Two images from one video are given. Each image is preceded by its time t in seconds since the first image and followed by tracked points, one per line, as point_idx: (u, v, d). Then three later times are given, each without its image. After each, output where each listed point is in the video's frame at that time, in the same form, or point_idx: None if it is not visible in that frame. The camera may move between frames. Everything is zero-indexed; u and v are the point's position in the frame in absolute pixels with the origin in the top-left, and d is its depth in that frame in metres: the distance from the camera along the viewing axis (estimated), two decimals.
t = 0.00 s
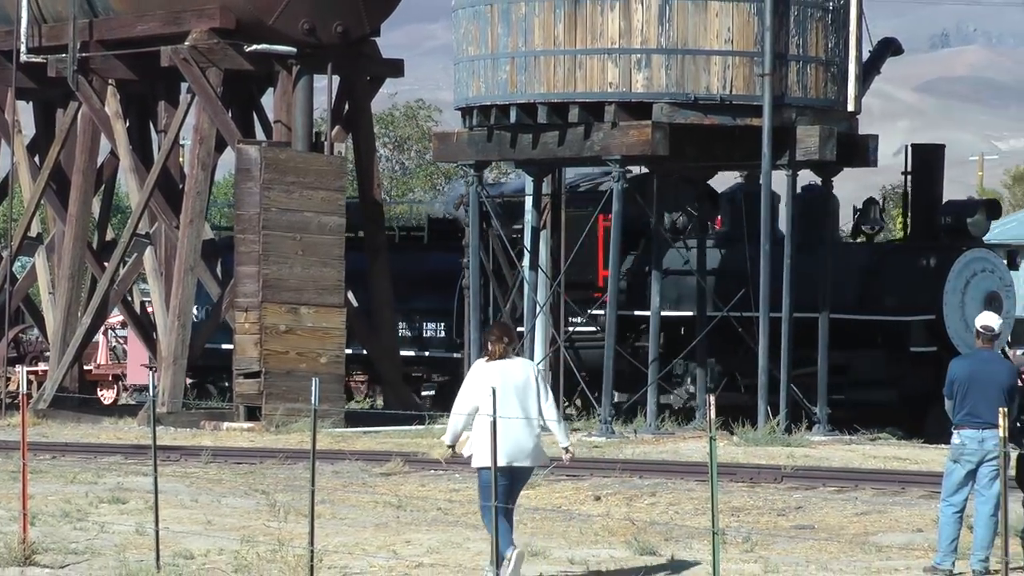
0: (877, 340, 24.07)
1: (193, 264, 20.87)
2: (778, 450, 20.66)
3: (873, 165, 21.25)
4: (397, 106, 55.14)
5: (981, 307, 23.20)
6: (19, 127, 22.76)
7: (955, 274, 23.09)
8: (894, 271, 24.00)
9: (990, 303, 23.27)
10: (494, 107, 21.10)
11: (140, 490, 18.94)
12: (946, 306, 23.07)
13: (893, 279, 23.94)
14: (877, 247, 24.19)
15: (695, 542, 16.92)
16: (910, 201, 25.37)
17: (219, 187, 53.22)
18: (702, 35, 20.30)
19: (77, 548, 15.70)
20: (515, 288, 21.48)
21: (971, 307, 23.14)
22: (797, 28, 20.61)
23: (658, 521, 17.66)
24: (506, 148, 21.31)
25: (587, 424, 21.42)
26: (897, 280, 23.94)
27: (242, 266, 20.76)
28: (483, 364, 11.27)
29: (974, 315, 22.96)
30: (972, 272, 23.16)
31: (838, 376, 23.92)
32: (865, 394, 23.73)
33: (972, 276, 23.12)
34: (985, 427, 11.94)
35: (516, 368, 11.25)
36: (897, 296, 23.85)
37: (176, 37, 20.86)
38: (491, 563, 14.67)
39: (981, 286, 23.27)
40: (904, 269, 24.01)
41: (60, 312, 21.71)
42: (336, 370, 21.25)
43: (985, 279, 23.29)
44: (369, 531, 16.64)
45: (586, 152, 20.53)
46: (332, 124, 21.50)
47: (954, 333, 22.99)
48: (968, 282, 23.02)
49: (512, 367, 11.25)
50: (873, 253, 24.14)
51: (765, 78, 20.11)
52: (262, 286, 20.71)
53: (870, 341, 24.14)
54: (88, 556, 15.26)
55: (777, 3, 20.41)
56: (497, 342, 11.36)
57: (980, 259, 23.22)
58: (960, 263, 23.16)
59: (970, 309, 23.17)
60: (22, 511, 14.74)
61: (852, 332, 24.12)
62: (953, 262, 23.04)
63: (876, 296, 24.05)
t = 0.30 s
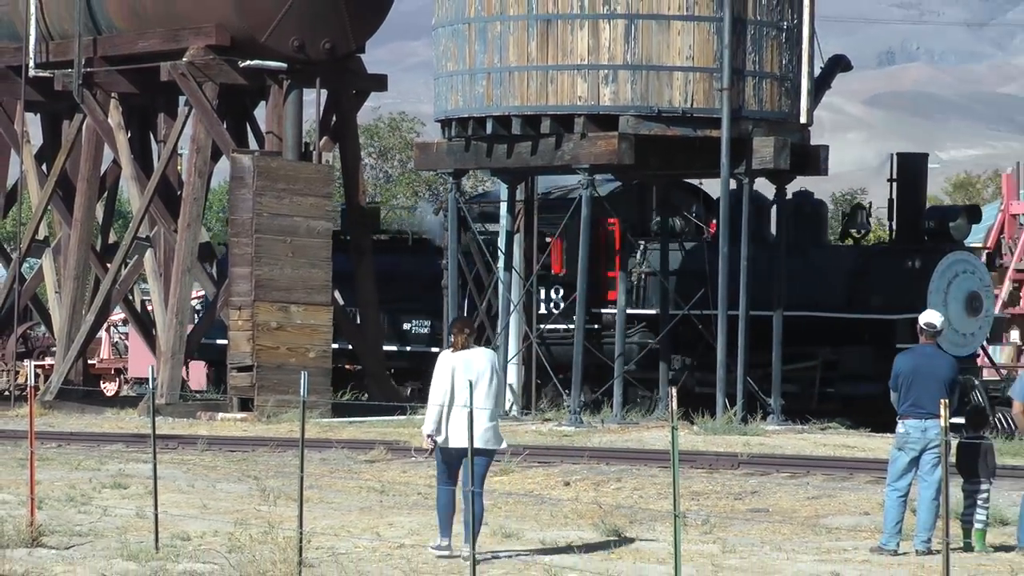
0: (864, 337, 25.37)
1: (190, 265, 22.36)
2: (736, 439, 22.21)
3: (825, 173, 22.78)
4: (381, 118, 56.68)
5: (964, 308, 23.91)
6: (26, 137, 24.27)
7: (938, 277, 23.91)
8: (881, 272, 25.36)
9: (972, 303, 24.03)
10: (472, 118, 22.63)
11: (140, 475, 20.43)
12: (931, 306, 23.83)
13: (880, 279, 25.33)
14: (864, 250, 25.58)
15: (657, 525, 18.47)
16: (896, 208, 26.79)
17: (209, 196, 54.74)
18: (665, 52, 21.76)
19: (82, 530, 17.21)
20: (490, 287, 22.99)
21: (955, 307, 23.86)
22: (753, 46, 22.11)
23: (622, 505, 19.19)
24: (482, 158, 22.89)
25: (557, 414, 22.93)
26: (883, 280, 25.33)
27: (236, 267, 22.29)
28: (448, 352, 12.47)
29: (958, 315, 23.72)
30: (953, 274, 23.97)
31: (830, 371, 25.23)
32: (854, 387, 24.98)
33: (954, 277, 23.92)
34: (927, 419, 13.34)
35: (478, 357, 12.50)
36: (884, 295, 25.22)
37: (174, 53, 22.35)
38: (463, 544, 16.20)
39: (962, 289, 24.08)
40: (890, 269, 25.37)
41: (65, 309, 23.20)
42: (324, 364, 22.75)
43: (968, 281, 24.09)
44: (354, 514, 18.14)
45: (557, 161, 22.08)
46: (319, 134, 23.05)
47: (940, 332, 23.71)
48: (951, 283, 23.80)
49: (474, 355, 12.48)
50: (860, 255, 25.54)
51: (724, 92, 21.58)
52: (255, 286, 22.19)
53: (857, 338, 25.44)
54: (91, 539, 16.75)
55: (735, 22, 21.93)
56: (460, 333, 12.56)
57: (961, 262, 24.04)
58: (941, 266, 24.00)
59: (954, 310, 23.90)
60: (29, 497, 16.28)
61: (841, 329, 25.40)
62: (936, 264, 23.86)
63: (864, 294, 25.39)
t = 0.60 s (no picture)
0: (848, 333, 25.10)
1: (181, 266, 23.85)
2: (692, 428, 23.77)
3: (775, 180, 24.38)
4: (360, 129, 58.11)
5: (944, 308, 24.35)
6: (28, 146, 25.77)
7: (917, 278, 24.28)
8: (867, 272, 24.85)
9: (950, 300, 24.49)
10: (444, 128, 24.23)
11: (134, 463, 21.93)
12: (911, 308, 24.20)
13: (860, 279, 24.88)
14: (847, 250, 25.23)
15: (618, 508, 19.99)
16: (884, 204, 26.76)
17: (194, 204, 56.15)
18: (625, 67, 23.27)
19: (80, 514, 18.72)
20: (462, 286, 24.51)
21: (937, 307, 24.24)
22: (708, 61, 23.68)
23: (585, 490, 20.70)
24: (455, 165, 24.42)
25: (525, 405, 24.47)
26: (865, 279, 24.83)
27: (224, 267, 23.76)
28: (403, 346, 13.28)
29: (938, 314, 24.14)
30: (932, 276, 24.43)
31: (816, 366, 25.45)
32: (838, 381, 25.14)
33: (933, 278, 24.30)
34: (870, 409, 14.14)
35: (433, 352, 13.23)
36: (866, 293, 24.71)
37: (167, 67, 23.86)
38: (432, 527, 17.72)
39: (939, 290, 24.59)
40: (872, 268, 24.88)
41: (64, 307, 24.68)
42: (306, 358, 24.26)
43: (944, 280, 24.51)
44: (335, 499, 19.65)
45: (524, 168, 23.59)
46: (302, 143, 24.57)
47: (920, 331, 24.07)
48: (931, 284, 24.23)
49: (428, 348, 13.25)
50: (843, 257, 25.24)
51: (680, 103, 23.09)
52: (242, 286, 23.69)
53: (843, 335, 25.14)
54: (88, 522, 18.23)
55: (690, 39, 23.48)
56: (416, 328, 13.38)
57: (938, 264, 24.54)
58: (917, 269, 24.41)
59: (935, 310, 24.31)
60: (30, 484, 17.79)
61: (824, 328, 25.28)
62: (912, 267, 24.30)
63: (851, 295, 24.95)
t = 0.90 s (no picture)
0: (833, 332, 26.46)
1: (175, 267, 25.41)
2: (653, 419, 25.41)
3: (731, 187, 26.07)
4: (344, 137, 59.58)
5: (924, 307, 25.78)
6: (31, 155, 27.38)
7: (900, 278, 25.78)
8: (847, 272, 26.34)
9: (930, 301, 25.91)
10: (422, 138, 25.83)
11: (130, 452, 23.51)
12: (894, 305, 25.65)
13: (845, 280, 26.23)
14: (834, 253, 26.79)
15: (583, 494, 21.55)
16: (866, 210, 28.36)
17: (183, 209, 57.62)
18: (591, 81, 24.79)
19: (80, 500, 20.31)
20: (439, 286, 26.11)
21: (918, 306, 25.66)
22: (669, 75, 25.29)
23: (552, 476, 22.29)
24: (431, 173, 26.06)
25: (497, 397, 26.09)
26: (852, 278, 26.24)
27: (215, 269, 25.28)
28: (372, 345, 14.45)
29: (920, 311, 25.59)
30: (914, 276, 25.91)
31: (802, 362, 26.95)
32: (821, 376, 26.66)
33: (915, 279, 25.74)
34: (820, 403, 15.24)
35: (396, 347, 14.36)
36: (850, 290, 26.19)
37: (161, 82, 25.46)
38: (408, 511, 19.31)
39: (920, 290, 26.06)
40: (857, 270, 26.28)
41: (64, 307, 26.24)
42: (292, 354, 25.85)
43: (925, 281, 25.95)
44: (319, 485, 21.23)
45: (497, 176, 25.17)
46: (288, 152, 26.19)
47: (903, 327, 25.52)
48: (912, 283, 25.69)
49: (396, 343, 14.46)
50: (830, 258, 26.79)
51: (642, 115, 24.67)
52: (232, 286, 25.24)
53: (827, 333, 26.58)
54: (87, 507, 19.81)
55: (652, 55, 25.08)
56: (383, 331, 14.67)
57: (919, 266, 25.99)
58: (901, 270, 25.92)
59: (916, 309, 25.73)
60: (33, 473, 19.36)
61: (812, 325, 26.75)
62: (896, 267, 25.77)
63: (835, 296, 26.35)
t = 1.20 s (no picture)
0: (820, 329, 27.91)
1: (169, 266, 27.07)
2: (618, 410, 27.13)
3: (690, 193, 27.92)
4: (327, 147, 61.02)
5: (905, 304, 27.63)
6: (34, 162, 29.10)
7: (883, 277, 27.64)
8: (832, 270, 28.11)
9: (910, 299, 27.76)
10: (401, 147, 27.56)
11: (127, 441, 25.16)
12: (878, 302, 27.50)
13: (830, 277, 27.96)
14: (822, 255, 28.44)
15: (552, 480, 23.20)
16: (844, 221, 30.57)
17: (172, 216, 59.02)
18: (559, 93, 26.47)
19: (80, 486, 21.95)
20: (417, 285, 27.79)
21: (899, 302, 27.54)
22: (633, 88, 26.99)
23: (523, 463, 23.94)
24: (410, 179, 27.74)
25: (472, 389, 27.81)
26: (841, 278, 27.92)
27: (206, 269, 26.92)
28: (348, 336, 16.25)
29: (902, 307, 27.45)
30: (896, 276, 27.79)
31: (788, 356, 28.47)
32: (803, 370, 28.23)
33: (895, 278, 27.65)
34: (776, 395, 16.95)
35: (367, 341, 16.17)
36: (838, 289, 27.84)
37: (157, 93, 27.18)
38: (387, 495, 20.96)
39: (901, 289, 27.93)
40: (842, 269, 28.09)
41: (65, 304, 27.90)
42: (280, 349, 27.57)
43: (905, 281, 27.83)
44: (305, 473, 22.88)
45: (471, 182, 26.86)
46: (275, 159, 27.94)
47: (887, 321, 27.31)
48: (894, 281, 27.58)
49: (370, 338, 16.20)
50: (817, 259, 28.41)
51: (608, 125, 26.39)
52: (222, 285, 26.90)
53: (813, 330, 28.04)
54: (87, 492, 21.42)
55: (616, 69, 26.76)
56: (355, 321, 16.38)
57: (900, 266, 27.92)
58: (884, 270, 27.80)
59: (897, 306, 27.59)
60: (36, 461, 20.98)
61: (802, 325, 28.34)
62: (878, 266, 27.64)
63: (822, 293, 28.05)
